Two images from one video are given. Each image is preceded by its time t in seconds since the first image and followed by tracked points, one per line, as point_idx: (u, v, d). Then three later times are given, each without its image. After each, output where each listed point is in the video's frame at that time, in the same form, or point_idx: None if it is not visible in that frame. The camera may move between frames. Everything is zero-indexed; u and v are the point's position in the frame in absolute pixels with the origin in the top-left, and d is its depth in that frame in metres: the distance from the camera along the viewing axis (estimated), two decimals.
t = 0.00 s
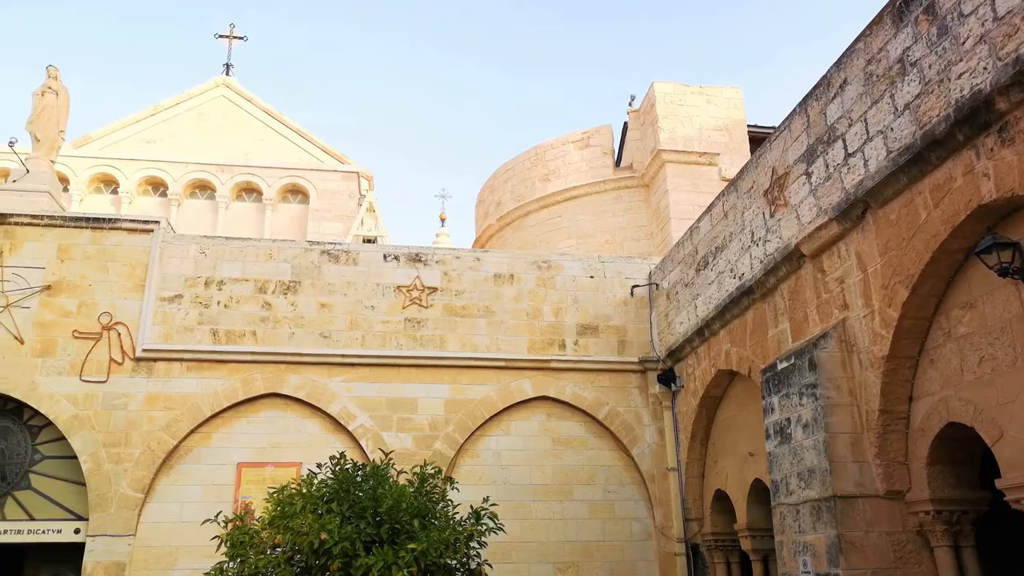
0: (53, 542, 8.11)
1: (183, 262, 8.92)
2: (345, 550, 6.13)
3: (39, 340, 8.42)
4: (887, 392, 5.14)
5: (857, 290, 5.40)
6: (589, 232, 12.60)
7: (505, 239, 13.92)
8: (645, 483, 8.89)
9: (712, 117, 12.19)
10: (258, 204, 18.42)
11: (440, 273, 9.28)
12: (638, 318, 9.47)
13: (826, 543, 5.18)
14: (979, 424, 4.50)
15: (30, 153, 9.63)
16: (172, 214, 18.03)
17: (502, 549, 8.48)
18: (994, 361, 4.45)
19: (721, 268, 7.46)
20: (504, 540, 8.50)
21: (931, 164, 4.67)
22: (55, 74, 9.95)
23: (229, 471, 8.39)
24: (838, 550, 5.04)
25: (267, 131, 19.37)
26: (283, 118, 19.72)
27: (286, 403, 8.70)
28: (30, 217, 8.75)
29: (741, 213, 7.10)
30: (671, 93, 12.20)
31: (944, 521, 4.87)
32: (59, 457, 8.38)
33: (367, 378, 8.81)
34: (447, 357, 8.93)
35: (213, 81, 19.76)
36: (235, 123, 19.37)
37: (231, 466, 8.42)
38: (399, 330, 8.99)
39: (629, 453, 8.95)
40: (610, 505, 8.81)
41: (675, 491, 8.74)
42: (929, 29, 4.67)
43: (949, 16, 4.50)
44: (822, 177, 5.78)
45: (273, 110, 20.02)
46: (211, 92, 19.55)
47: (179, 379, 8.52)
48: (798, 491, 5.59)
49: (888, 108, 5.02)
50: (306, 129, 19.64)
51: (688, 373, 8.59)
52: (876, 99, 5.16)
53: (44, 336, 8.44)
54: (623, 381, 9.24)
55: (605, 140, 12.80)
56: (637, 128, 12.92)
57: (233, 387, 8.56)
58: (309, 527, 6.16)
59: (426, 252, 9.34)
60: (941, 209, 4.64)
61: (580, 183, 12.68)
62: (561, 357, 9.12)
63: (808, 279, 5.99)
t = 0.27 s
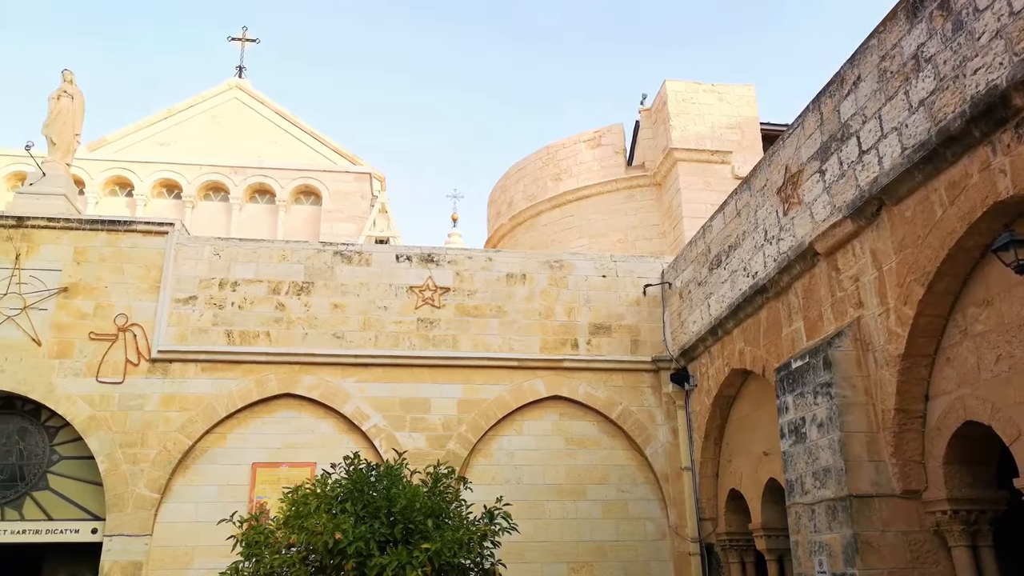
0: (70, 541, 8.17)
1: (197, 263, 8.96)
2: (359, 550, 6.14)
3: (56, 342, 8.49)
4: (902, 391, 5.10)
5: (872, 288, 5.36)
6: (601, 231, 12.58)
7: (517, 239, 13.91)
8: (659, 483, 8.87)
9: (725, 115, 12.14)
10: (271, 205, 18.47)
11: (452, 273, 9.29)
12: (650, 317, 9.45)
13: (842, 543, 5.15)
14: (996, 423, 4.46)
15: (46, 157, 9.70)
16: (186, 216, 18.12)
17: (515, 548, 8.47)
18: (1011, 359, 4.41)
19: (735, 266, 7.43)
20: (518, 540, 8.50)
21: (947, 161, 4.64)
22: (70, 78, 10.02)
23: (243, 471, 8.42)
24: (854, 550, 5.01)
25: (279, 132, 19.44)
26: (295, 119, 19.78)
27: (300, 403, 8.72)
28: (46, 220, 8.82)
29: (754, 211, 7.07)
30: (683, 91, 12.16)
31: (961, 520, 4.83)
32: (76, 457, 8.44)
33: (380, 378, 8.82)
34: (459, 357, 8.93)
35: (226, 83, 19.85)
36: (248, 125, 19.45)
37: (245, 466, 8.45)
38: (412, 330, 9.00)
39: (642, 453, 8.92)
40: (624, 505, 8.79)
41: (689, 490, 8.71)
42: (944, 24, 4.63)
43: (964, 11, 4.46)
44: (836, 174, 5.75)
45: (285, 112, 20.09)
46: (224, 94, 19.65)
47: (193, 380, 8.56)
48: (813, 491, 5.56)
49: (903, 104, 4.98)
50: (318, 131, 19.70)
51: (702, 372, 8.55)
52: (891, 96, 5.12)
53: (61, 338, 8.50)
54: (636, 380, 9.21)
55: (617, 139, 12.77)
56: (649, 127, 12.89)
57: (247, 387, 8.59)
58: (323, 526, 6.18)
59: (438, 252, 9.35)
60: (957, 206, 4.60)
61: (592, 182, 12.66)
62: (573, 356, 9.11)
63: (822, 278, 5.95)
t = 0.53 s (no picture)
0: (84, 541, 8.21)
1: (208, 265, 8.98)
2: (370, 550, 6.16)
3: (69, 343, 8.54)
4: (915, 389, 5.07)
5: (884, 286, 5.33)
6: (610, 230, 12.56)
7: (526, 239, 13.90)
8: (670, 483, 8.84)
9: (734, 113, 12.10)
10: (282, 206, 18.52)
11: (462, 273, 9.29)
12: (661, 316, 9.42)
13: (854, 543, 5.13)
14: (1010, 422, 4.42)
15: (59, 159, 9.76)
16: (197, 218, 18.19)
17: (526, 548, 8.47)
18: None
19: (745, 265, 7.41)
20: (529, 539, 8.49)
21: (959, 158, 4.61)
22: (82, 81, 10.07)
23: (255, 471, 8.45)
24: (866, 550, 4.98)
25: (290, 134, 19.49)
26: (305, 120, 19.83)
27: (311, 403, 8.74)
28: (59, 222, 8.88)
29: (765, 209, 7.04)
30: (693, 89, 12.13)
31: (975, 520, 4.79)
32: (89, 458, 8.49)
33: (390, 378, 8.83)
34: (469, 357, 8.93)
35: (236, 85, 19.90)
36: (258, 127, 19.51)
37: (257, 466, 8.47)
38: (422, 330, 9.01)
39: (653, 453, 8.90)
40: (635, 505, 8.77)
41: (700, 490, 8.68)
42: (956, 21, 4.60)
43: (976, 7, 4.43)
44: (848, 172, 5.72)
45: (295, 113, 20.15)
46: (234, 96, 19.71)
47: (205, 380, 8.59)
48: (825, 490, 5.54)
49: (914, 101, 4.95)
50: (327, 132, 19.74)
51: (713, 371, 8.53)
52: (902, 93, 5.09)
53: (74, 339, 8.56)
54: (646, 380, 9.19)
55: (626, 138, 12.75)
56: (658, 125, 12.86)
57: (259, 387, 8.62)
58: (335, 526, 6.19)
59: (448, 252, 9.35)
60: (969, 203, 4.57)
61: (601, 182, 12.64)
62: (583, 356, 9.10)
63: (834, 276, 5.93)
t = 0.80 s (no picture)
0: (100, 541, 8.26)
1: (221, 266, 9.01)
2: (383, 549, 6.17)
3: (84, 344, 8.60)
4: (930, 388, 5.03)
5: (898, 284, 5.30)
6: (621, 230, 12.53)
7: (537, 238, 13.90)
8: (683, 482, 8.81)
9: (746, 111, 12.06)
10: (294, 208, 18.59)
11: (473, 273, 9.29)
12: (672, 316, 9.40)
13: (869, 542, 5.10)
14: None
15: (73, 162, 9.83)
16: (210, 220, 18.27)
17: (539, 548, 8.46)
18: None
19: (757, 264, 7.37)
20: (541, 539, 8.49)
21: (974, 155, 4.57)
22: (95, 84, 10.13)
23: (268, 471, 8.47)
24: (881, 550, 4.95)
25: (301, 135, 19.54)
26: (316, 122, 19.88)
27: (323, 404, 8.76)
28: (74, 225, 8.94)
29: (777, 208, 7.01)
30: (703, 88, 12.09)
31: (992, 520, 4.75)
32: (104, 458, 8.53)
33: (402, 378, 8.84)
34: (481, 357, 8.93)
35: (248, 87, 19.92)
36: (269, 128, 19.58)
37: (270, 466, 8.50)
38: (433, 330, 9.02)
39: (666, 452, 8.88)
40: (647, 504, 8.75)
41: (713, 490, 8.65)
42: (970, 16, 4.57)
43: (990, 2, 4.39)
44: (860, 169, 5.68)
45: (306, 114, 20.20)
46: (245, 98, 19.79)
47: (218, 381, 8.63)
48: (839, 490, 5.50)
49: (928, 98, 4.92)
50: (338, 133, 19.79)
51: (725, 370, 8.50)
52: (915, 89, 5.06)
53: (89, 341, 8.62)
54: (658, 379, 9.17)
55: (637, 137, 12.73)
56: (669, 124, 12.82)
57: (271, 388, 8.64)
58: (348, 526, 6.20)
59: (459, 252, 9.35)
60: (984, 200, 4.53)
61: (612, 181, 12.62)
62: (595, 355, 9.08)
63: (847, 274, 5.89)
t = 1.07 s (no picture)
0: (115, 541, 8.30)
1: (234, 267, 9.05)
2: (396, 549, 6.17)
3: (99, 346, 8.65)
4: (945, 387, 4.99)
5: (912, 282, 5.26)
6: (632, 229, 12.50)
7: (548, 238, 13.88)
8: (695, 482, 8.78)
9: (757, 109, 12.00)
10: (305, 209, 18.64)
11: (484, 273, 9.29)
12: (684, 315, 9.37)
13: (884, 542, 5.07)
14: None
15: (87, 165, 9.88)
16: (222, 221, 18.34)
17: (551, 548, 8.45)
18: None
19: (769, 263, 7.34)
20: (554, 539, 8.48)
21: (988, 152, 4.53)
22: (109, 87, 10.18)
23: (281, 471, 8.49)
24: (896, 550, 4.92)
25: (312, 137, 19.59)
26: (327, 123, 19.93)
27: (336, 404, 8.77)
28: (88, 227, 9.00)
29: (789, 206, 6.97)
30: (715, 86, 12.05)
31: (1008, 519, 4.71)
32: (119, 458, 8.58)
33: (414, 379, 8.85)
34: (493, 357, 8.93)
35: (259, 89, 20.07)
36: (281, 130, 19.63)
37: (283, 466, 8.52)
38: (445, 330, 9.02)
39: (678, 451, 8.85)
40: (660, 504, 8.72)
41: (726, 489, 8.61)
42: (983, 12, 4.53)
43: None
44: (873, 167, 5.65)
45: (317, 116, 20.25)
46: (257, 100, 19.87)
47: (232, 382, 8.66)
48: (853, 490, 5.47)
49: (941, 94, 4.88)
50: (349, 134, 19.83)
51: (737, 370, 8.46)
52: (929, 86, 5.02)
53: (104, 342, 8.67)
54: (670, 379, 9.14)
55: (648, 136, 12.70)
56: (680, 123, 12.78)
57: (284, 389, 8.66)
58: (361, 526, 6.21)
59: (470, 252, 9.35)
60: (999, 197, 4.50)
61: (623, 180, 12.60)
62: (607, 355, 9.06)
63: (860, 273, 5.85)
